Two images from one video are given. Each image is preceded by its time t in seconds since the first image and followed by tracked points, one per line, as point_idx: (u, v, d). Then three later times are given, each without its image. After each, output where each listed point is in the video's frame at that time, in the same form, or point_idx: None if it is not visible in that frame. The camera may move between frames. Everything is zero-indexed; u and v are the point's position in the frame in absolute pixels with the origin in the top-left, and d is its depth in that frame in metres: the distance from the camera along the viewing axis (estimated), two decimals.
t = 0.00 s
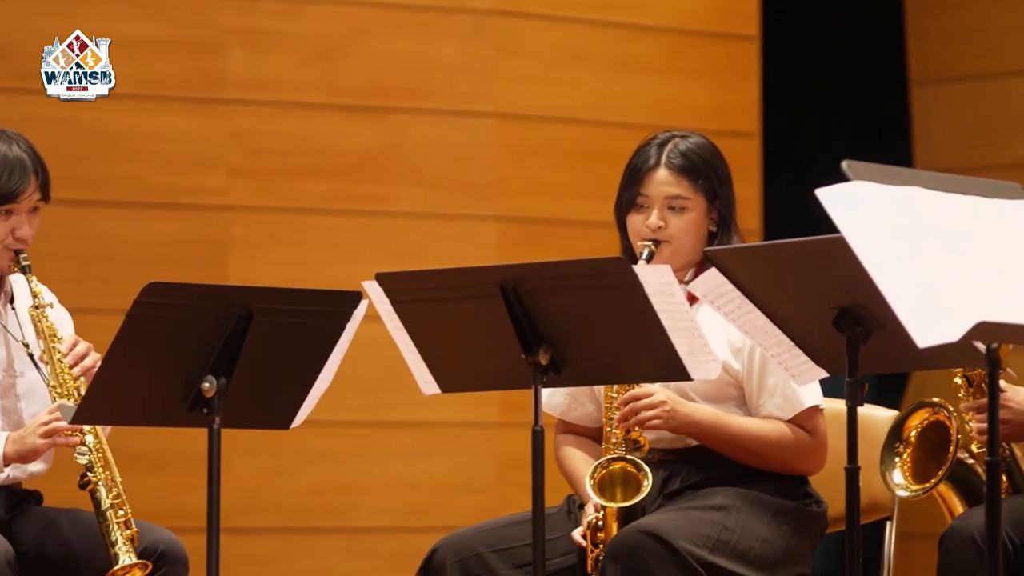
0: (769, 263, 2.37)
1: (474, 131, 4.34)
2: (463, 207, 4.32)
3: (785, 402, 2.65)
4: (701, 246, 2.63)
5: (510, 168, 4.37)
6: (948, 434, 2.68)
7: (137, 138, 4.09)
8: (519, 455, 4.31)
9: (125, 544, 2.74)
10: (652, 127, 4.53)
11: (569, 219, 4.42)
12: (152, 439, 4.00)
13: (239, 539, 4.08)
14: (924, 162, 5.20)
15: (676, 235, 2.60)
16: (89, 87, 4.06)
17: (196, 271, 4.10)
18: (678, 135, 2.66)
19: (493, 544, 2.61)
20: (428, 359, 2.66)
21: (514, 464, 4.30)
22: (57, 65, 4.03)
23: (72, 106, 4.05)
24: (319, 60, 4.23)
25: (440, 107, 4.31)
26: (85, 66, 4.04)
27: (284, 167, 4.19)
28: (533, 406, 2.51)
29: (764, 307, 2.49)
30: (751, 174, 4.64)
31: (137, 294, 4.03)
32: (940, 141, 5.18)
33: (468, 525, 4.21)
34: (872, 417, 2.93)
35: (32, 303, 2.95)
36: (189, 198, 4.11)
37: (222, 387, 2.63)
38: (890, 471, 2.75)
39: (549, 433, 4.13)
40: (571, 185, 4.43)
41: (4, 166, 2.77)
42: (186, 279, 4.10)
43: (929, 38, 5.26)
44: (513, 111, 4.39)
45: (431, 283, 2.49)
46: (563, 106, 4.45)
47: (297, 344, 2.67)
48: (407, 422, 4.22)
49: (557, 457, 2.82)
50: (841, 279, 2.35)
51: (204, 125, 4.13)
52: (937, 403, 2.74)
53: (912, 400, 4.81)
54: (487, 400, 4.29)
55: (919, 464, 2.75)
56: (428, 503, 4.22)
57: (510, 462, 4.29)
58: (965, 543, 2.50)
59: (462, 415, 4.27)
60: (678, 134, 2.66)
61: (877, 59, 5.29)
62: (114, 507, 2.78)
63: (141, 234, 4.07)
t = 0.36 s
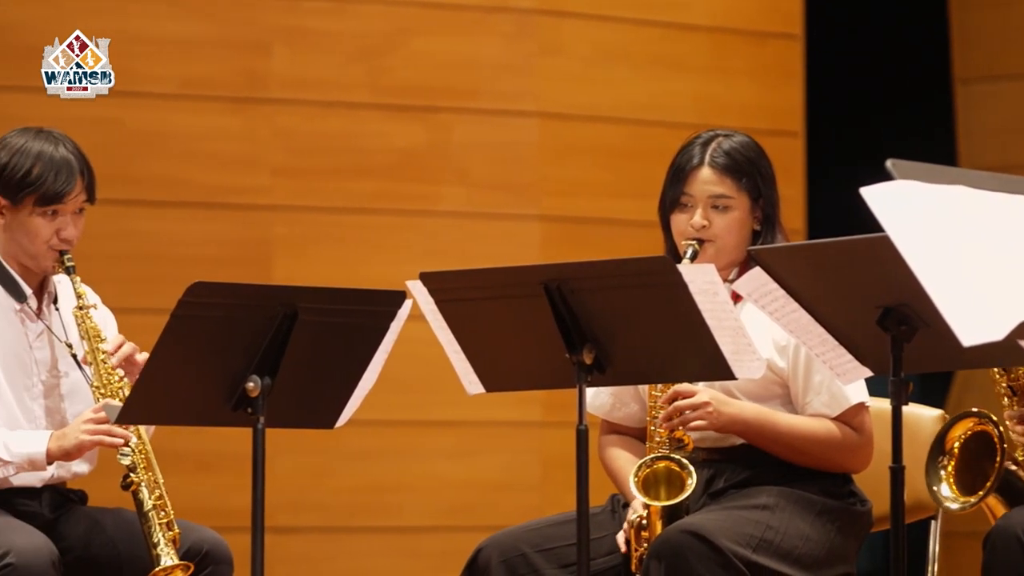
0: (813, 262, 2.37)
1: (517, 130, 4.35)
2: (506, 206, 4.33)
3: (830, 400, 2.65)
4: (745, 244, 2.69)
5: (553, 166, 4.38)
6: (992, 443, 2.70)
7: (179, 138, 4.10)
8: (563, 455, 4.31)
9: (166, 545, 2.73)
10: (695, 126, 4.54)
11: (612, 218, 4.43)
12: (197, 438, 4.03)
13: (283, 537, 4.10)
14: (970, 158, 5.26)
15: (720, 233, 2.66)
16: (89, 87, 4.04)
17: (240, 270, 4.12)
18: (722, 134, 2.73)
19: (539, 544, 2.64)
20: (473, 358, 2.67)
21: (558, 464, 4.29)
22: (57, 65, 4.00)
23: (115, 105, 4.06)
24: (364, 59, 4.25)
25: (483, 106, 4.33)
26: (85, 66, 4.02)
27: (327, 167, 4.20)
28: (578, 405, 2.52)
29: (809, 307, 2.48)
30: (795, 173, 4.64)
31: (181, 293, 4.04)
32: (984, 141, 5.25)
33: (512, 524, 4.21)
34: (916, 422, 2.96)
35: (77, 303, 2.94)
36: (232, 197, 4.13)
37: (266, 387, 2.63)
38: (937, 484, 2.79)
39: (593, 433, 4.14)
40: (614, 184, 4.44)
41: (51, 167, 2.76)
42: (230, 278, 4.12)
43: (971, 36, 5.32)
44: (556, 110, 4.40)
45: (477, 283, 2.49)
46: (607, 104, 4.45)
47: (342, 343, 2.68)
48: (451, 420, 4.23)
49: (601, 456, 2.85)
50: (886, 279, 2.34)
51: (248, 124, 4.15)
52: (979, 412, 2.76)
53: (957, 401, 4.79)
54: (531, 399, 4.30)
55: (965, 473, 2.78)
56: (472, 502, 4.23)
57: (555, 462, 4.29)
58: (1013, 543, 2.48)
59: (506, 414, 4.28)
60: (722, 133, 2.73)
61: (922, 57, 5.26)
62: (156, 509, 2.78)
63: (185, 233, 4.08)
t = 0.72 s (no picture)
0: (858, 259, 2.36)
1: (561, 128, 4.36)
2: (550, 203, 4.34)
3: (875, 399, 2.64)
4: (790, 238, 2.75)
5: (597, 164, 4.39)
6: None
7: (222, 135, 4.09)
8: (606, 453, 4.33)
9: (218, 538, 2.74)
10: (739, 123, 4.55)
11: (655, 215, 4.45)
12: (243, 435, 4.05)
13: (329, 535, 4.10)
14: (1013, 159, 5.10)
15: (766, 230, 2.72)
16: (89, 87, 4.00)
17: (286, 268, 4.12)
18: (767, 131, 2.78)
19: (583, 542, 2.68)
20: (516, 356, 2.67)
21: (603, 459, 4.32)
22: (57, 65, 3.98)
23: (159, 104, 4.04)
24: (408, 56, 4.25)
25: (526, 104, 4.34)
26: (85, 66, 3.98)
27: (372, 164, 4.21)
28: (622, 403, 2.53)
29: (854, 303, 2.47)
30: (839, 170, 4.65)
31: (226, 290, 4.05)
32: None
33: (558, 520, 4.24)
34: (960, 419, 2.94)
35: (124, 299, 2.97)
36: (276, 194, 4.12)
37: (311, 385, 2.61)
38: (982, 486, 2.77)
39: (638, 431, 4.16)
40: (657, 181, 4.46)
41: (92, 162, 2.78)
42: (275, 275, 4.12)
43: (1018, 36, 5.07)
44: (600, 108, 4.40)
45: (523, 279, 2.49)
46: (650, 102, 4.46)
47: (387, 338, 2.66)
48: (496, 417, 4.25)
49: (646, 453, 2.87)
50: (931, 276, 2.33)
51: (292, 120, 4.14)
52: None
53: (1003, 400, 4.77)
54: (575, 396, 4.32)
55: (1010, 475, 2.77)
56: (516, 499, 4.25)
57: (598, 460, 4.32)
58: None
59: (550, 411, 4.29)
60: (767, 131, 2.78)
61: (968, 54, 5.25)
62: (206, 502, 2.80)
63: (230, 232, 4.08)
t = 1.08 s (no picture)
0: (901, 254, 2.35)
1: (603, 123, 4.37)
2: (592, 199, 4.35)
3: (915, 400, 2.63)
4: (833, 236, 2.82)
5: (638, 159, 4.41)
6: None
7: (264, 131, 4.11)
8: (649, 449, 4.33)
9: (273, 533, 2.75)
10: (781, 118, 4.55)
11: (696, 210, 4.46)
12: (287, 430, 4.08)
13: (372, 531, 4.13)
14: None
15: (809, 228, 2.79)
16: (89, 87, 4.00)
17: (329, 263, 4.16)
18: (812, 128, 2.84)
19: (625, 537, 2.74)
20: (559, 351, 2.68)
21: (646, 455, 4.32)
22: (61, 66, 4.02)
23: (201, 100, 4.07)
24: (450, 52, 4.27)
25: (568, 99, 4.35)
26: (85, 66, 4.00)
27: (415, 160, 4.23)
28: (664, 397, 2.54)
29: (898, 300, 2.46)
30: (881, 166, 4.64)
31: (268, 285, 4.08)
32: None
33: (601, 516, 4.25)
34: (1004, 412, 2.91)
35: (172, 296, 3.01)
36: (320, 190, 4.15)
37: (353, 379, 2.63)
38: None
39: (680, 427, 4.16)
40: (699, 176, 4.47)
41: (141, 159, 2.80)
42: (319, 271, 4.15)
43: None
44: (641, 104, 4.42)
45: (568, 274, 2.50)
46: (692, 98, 4.47)
47: (429, 334, 2.66)
48: (539, 413, 4.26)
49: (689, 448, 2.90)
50: (975, 271, 2.33)
51: (334, 116, 4.16)
52: None
53: None
54: (617, 392, 4.32)
55: None
56: (558, 494, 4.26)
57: (641, 456, 4.32)
58: None
59: (592, 407, 4.29)
60: (812, 127, 2.84)
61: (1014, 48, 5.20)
62: (261, 497, 2.81)
63: (273, 228, 4.11)
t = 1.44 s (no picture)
0: (948, 247, 2.34)
1: (649, 117, 4.39)
2: (638, 192, 4.37)
3: (961, 393, 2.62)
4: (879, 229, 2.81)
5: (684, 152, 4.43)
6: None
7: (310, 125, 4.13)
8: (693, 442, 4.36)
9: (320, 533, 2.77)
10: (825, 111, 4.57)
11: (740, 204, 4.48)
12: (334, 424, 4.10)
13: (418, 524, 4.14)
14: None
15: (855, 221, 2.79)
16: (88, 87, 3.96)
17: (374, 256, 4.17)
18: (857, 120, 2.85)
19: (671, 531, 2.77)
20: (603, 343, 2.68)
21: (690, 448, 4.36)
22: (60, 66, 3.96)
23: (247, 94, 4.09)
24: (497, 45, 4.28)
25: (614, 93, 4.36)
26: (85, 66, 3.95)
27: (460, 154, 4.25)
28: (709, 391, 2.55)
29: (943, 293, 2.44)
30: (926, 158, 4.66)
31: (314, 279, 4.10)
32: None
33: (646, 509, 4.27)
34: None
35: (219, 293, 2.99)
36: (365, 183, 4.17)
37: (398, 373, 2.65)
38: None
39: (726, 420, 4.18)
40: (744, 170, 4.48)
41: (189, 155, 2.82)
42: (363, 265, 4.17)
43: None
44: (687, 97, 4.43)
45: (613, 267, 2.50)
46: (738, 91, 4.48)
47: (473, 327, 2.67)
48: (585, 406, 4.27)
49: (733, 441, 2.91)
50: None
51: (379, 110, 4.18)
52: None
53: None
54: (662, 385, 4.34)
55: None
56: (604, 488, 4.28)
57: (685, 449, 4.35)
58: None
59: (638, 400, 4.32)
60: (857, 120, 2.84)
61: None
62: (308, 497, 2.81)
63: (318, 222, 4.13)
